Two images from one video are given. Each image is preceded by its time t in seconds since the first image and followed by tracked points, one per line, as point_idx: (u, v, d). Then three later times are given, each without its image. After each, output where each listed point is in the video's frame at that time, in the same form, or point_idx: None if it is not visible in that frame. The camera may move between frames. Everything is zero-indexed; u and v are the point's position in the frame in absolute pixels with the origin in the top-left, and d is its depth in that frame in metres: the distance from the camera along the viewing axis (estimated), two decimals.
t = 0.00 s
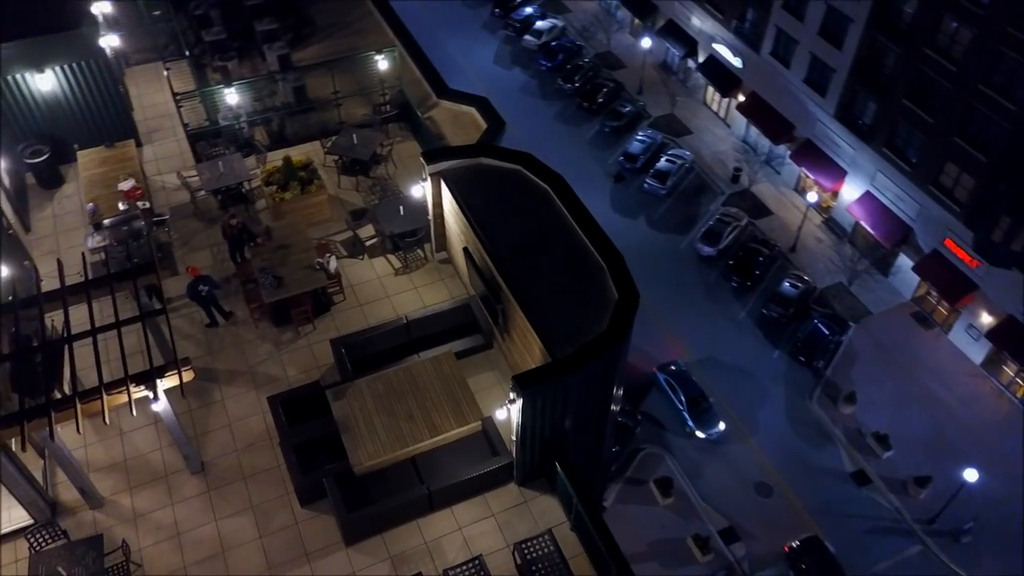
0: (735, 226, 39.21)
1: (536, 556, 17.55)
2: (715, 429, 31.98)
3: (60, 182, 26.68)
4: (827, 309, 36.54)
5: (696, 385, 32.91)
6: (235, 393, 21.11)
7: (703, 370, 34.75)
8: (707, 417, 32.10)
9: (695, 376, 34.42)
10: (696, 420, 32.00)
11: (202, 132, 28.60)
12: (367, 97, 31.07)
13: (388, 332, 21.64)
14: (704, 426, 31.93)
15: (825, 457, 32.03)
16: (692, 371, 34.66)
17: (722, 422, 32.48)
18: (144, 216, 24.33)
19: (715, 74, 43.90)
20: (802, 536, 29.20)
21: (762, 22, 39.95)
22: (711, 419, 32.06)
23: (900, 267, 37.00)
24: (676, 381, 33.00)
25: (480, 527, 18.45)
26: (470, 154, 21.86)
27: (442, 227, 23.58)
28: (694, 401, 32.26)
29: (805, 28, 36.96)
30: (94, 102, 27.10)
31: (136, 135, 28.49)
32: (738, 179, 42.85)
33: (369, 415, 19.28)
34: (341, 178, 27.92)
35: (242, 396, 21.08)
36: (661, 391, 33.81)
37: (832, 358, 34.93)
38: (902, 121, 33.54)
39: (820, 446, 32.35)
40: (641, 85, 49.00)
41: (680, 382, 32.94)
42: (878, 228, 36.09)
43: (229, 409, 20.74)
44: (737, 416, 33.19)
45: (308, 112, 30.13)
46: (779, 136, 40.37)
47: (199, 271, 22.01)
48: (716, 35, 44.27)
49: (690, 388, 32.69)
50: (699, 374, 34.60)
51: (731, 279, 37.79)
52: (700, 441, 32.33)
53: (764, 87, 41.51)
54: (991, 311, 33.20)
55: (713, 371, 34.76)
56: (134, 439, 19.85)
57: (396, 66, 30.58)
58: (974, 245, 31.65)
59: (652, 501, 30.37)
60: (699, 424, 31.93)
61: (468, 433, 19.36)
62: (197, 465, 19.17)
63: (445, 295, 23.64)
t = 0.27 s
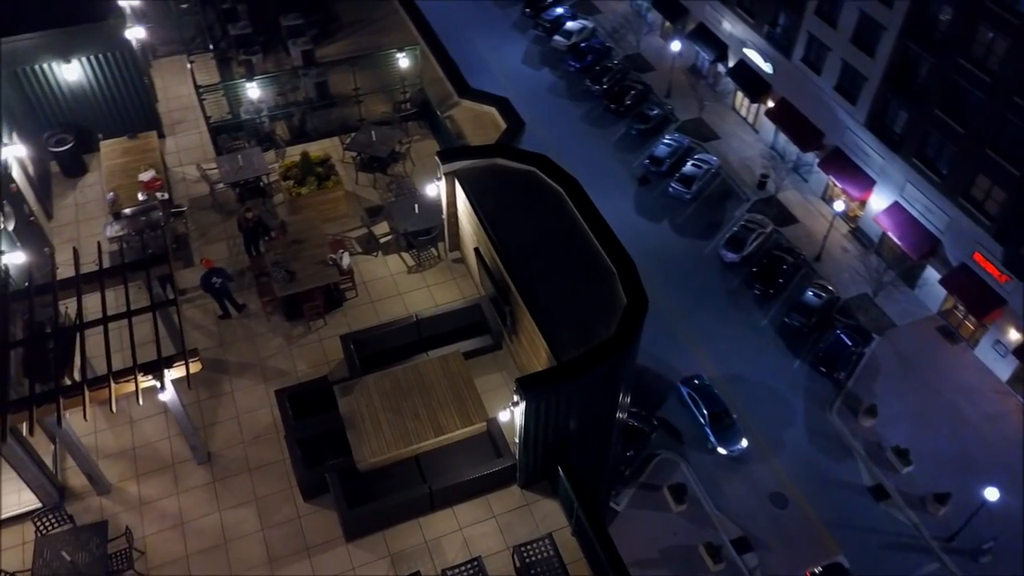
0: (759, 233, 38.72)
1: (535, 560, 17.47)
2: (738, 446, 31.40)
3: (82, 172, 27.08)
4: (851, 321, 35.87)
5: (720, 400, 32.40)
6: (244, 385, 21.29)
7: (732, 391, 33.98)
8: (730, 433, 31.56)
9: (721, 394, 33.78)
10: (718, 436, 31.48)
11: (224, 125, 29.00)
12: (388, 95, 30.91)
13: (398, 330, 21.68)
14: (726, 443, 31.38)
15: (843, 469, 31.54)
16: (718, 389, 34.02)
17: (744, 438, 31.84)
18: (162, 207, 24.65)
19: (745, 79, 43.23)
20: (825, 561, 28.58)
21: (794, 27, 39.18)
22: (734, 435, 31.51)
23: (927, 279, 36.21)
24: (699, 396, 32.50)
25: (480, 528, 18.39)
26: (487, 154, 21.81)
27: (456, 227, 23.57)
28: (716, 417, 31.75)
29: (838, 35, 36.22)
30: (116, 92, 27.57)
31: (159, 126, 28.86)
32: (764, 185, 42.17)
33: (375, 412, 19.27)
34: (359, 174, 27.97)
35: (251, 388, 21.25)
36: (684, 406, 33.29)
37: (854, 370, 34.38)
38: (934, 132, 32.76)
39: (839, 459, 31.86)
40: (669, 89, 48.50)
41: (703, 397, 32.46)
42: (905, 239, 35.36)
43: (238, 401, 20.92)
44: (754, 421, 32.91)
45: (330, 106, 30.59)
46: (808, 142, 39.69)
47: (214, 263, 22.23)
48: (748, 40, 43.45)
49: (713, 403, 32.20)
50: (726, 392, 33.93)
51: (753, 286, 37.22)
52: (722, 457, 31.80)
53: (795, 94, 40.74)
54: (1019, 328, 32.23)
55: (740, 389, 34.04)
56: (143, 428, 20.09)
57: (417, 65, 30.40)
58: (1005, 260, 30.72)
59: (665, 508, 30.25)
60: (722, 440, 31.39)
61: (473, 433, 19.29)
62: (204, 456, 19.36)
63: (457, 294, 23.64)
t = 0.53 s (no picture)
0: (783, 241, 37.71)
1: (533, 563, 17.42)
2: (760, 464, 30.50)
3: (106, 161, 27.53)
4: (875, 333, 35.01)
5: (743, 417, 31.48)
6: (254, 377, 21.47)
7: (759, 413, 32.92)
8: (753, 452, 30.61)
9: (745, 413, 32.74)
10: (740, 454, 30.54)
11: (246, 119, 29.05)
12: (409, 92, 30.99)
13: (407, 327, 21.74)
14: (748, 461, 30.43)
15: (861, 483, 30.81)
16: (743, 407, 33.03)
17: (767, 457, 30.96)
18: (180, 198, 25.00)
19: (775, 85, 42.16)
20: None
21: (826, 33, 38.24)
22: (757, 453, 30.58)
23: (954, 293, 35.34)
24: (722, 412, 31.63)
25: (481, 529, 18.36)
26: (501, 155, 21.76)
27: (469, 227, 23.56)
28: (739, 434, 30.84)
29: (870, 41, 35.46)
30: (143, 84, 27.88)
31: (182, 117, 29.26)
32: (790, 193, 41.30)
33: (380, 409, 19.29)
34: (376, 172, 28.09)
35: (260, 381, 21.43)
36: (705, 420, 32.44)
37: (876, 383, 33.64)
38: (966, 144, 31.92)
39: (857, 472, 31.09)
40: (698, 93, 47.56)
41: (725, 412, 31.62)
42: (933, 251, 34.48)
43: (247, 392, 21.11)
44: (775, 435, 32.10)
45: (352, 103, 30.74)
46: (837, 150, 38.81)
47: (228, 255, 22.41)
48: (779, 46, 42.42)
49: (736, 419, 31.32)
50: (750, 409, 32.96)
51: (776, 294, 36.41)
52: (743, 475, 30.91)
53: (826, 101, 39.75)
54: None
55: (767, 408, 33.05)
56: (153, 415, 20.35)
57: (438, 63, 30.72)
58: None
59: (676, 515, 29.46)
60: (744, 458, 30.46)
61: (477, 434, 19.24)
62: (211, 446, 19.55)
63: (468, 294, 23.65)
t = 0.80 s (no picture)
0: (810, 250, 37.15)
1: (531, 565, 17.40)
2: (783, 485, 29.76)
3: (130, 150, 27.97)
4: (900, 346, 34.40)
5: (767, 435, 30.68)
6: (264, 369, 21.67)
7: (785, 434, 32.01)
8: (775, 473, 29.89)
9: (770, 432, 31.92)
10: (763, 474, 29.82)
11: (268, 112, 29.29)
12: (431, 90, 31.12)
13: (417, 325, 21.82)
14: (770, 481, 29.72)
15: (880, 499, 30.12)
16: (767, 425, 32.26)
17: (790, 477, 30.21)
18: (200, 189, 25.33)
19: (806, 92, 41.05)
20: None
21: (860, 41, 37.30)
22: (780, 474, 29.87)
23: (984, 308, 34.35)
24: (747, 432, 30.74)
25: (481, 529, 18.36)
26: (516, 155, 21.61)
27: (483, 226, 23.54)
28: (761, 453, 30.09)
29: (905, 50, 34.64)
30: (169, 76, 28.33)
31: (206, 109, 29.63)
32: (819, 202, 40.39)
33: (387, 405, 19.29)
34: (395, 168, 28.19)
35: (270, 373, 21.61)
36: (728, 438, 31.64)
37: (899, 397, 32.90)
38: (1000, 158, 30.93)
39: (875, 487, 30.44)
40: (728, 98, 46.52)
41: (748, 429, 30.82)
42: (962, 265, 33.40)
43: (257, 383, 21.30)
44: (798, 455, 31.27)
45: (375, 99, 30.89)
46: (867, 160, 37.70)
47: (243, 247, 22.63)
48: (812, 52, 41.28)
49: (760, 437, 30.50)
50: (773, 428, 32.17)
51: (799, 303, 35.91)
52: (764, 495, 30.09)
53: (858, 109, 38.69)
54: None
55: (791, 427, 32.20)
56: (164, 402, 20.63)
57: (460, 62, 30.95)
58: None
59: (691, 523, 29.21)
60: (766, 478, 29.74)
61: (482, 434, 19.19)
62: (218, 435, 19.76)
63: (480, 293, 23.67)
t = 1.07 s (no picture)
0: (836, 260, 35.91)
1: (529, 566, 17.40)
2: (805, 507, 28.74)
3: (154, 140, 28.42)
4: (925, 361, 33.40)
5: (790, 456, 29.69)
6: (274, 360, 21.87)
7: (808, 455, 30.93)
8: (797, 495, 28.85)
9: (793, 452, 30.88)
10: (784, 495, 28.82)
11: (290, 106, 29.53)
12: (453, 88, 31.22)
13: (427, 322, 21.88)
14: (792, 503, 28.72)
15: (899, 514, 29.34)
16: (790, 444, 31.18)
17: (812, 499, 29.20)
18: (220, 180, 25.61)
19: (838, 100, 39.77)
20: None
21: (895, 50, 35.94)
22: (802, 496, 28.83)
23: (1015, 325, 33.20)
24: (770, 453, 29.77)
25: (481, 528, 18.39)
26: (532, 155, 21.58)
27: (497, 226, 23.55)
28: (783, 474, 29.12)
29: (941, 61, 33.35)
30: (193, 68, 28.69)
31: (230, 101, 30.01)
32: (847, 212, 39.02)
33: (393, 400, 19.29)
34: (413, 166, 28.33)
35: (281, 364, 21.80)
36: (750, 457, 30.71)
37: (921, 412, 31.99)
38: None
39: (892, 501, 29.73)
40: (759, 104, 44.87)
41: (772, 449, 29.85)
42: (994, 280, 32.09)
43: (267, 374, 21.52)
44: (822, 478, 30.22)
45: (397, 96, 30.91)
46: (897, 171, 36.37)
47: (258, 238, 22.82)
48: (846, 60, 39.76)
49: (783, 457, 29.59)
50: (797, 447, 31.11)
51: (822, 314, 34.96)
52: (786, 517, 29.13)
53: (889, 118, 37.39)
54: None
55: (815, 447, 31.11)
56: (175, 389, 20.92)
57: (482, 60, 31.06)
58: None
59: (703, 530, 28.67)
60: (788, 500, 28.73)
61: (487, 433, 19.15)
62: (227, 424, 19.98)
63: (492, 292, 23.70)
